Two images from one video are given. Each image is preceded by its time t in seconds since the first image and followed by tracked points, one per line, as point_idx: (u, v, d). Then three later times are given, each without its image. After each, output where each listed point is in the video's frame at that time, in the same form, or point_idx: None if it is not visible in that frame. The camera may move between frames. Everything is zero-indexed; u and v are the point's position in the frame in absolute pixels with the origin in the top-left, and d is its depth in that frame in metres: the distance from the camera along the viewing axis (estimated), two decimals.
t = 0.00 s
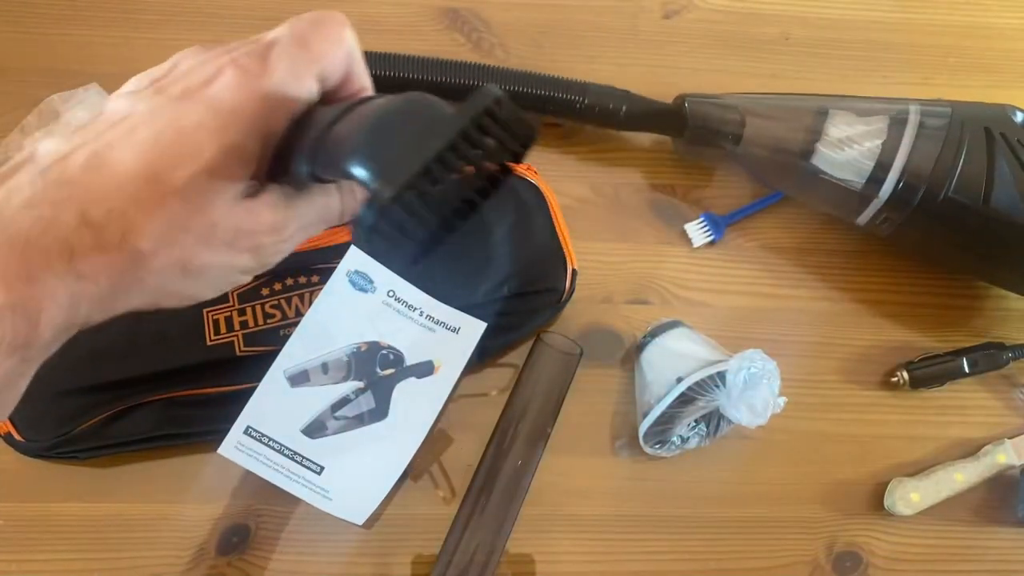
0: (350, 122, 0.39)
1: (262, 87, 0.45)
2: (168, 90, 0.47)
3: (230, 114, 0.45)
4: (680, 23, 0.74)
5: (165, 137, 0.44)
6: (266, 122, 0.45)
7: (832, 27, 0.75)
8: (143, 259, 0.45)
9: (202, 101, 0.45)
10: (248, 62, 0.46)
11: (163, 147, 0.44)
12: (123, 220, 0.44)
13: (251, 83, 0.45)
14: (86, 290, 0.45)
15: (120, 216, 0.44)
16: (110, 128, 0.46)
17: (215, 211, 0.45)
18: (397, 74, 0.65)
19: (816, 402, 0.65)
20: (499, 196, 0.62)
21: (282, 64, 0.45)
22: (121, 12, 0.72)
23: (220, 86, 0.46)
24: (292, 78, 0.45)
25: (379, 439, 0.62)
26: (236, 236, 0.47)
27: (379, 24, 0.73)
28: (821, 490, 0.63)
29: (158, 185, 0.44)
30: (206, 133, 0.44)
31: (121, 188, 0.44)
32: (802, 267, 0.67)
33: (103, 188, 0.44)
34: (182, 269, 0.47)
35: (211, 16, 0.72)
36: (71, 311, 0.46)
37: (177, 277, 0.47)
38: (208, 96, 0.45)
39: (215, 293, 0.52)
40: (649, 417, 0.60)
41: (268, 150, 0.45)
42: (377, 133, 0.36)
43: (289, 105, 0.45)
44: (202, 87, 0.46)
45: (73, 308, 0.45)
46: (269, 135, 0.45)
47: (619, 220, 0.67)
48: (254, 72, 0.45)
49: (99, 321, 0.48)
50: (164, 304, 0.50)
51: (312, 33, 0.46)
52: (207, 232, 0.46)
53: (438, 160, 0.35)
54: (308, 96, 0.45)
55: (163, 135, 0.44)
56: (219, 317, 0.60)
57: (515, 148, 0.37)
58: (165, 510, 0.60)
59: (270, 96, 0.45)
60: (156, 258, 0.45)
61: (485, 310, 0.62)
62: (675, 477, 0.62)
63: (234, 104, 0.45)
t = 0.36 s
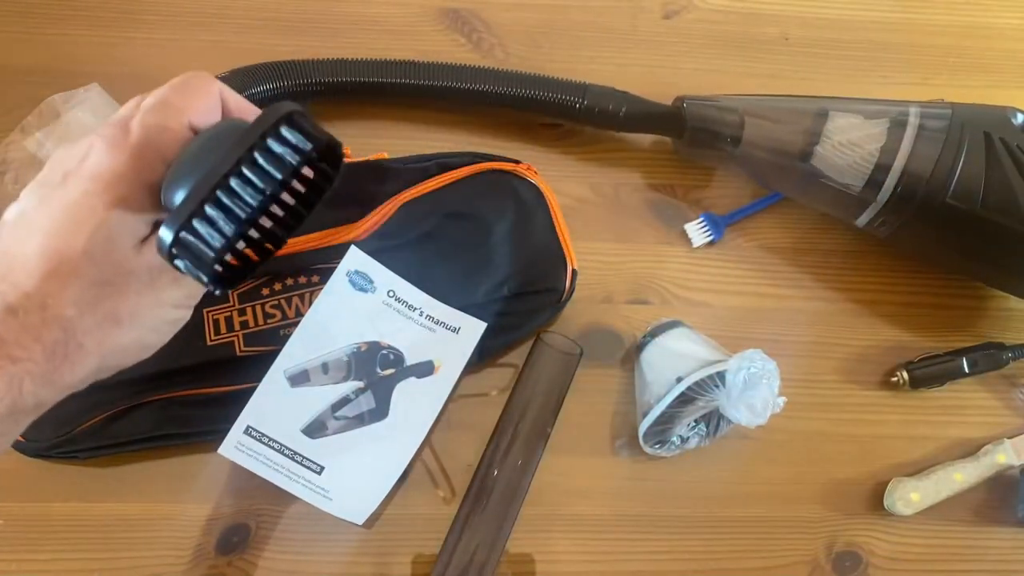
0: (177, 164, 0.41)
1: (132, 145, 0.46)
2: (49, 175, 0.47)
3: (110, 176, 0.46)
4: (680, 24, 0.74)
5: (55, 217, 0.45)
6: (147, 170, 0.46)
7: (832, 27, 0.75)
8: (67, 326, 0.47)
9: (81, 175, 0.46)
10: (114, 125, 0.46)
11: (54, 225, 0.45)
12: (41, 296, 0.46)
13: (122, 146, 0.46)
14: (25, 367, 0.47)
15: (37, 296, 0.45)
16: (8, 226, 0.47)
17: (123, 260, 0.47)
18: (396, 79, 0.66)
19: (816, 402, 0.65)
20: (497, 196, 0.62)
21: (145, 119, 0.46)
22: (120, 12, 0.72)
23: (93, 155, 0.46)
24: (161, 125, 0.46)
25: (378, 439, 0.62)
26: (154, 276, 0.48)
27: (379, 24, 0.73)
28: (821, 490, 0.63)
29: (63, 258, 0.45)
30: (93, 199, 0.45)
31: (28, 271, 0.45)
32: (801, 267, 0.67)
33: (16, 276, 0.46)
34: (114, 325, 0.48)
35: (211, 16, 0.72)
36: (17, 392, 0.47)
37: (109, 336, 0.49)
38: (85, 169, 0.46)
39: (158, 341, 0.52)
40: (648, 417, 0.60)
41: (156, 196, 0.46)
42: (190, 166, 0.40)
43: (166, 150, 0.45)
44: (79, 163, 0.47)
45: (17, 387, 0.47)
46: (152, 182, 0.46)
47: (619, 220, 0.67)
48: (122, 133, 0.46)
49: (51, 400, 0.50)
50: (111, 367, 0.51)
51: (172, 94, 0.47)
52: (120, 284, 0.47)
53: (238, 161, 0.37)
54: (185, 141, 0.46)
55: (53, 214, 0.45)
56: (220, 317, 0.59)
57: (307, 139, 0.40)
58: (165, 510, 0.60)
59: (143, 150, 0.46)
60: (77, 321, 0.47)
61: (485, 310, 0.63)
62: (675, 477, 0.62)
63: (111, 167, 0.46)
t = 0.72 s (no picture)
0: (271, 178, 0.42)
1: (212, 141, 0.45)
2: (124, 166, 0.46)
3: (192, 170, 0.44)
4: (680, 24, 0.74)
5: (136, 207, 0.44)
6: (228, 168, 0.45)
7: (831, 27, 0.75)
8: (149, 318, 0.45)
9: (158, 168, 0.45)
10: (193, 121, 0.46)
11: (136, 216, 0.44)
12: (121, 286, 0.44)
13: (202, 141, 0.45)
14: (105, 359, 0.44)
15: (119, 285, 0.44)
16: (82, 216, 0.45)
17: (206, 257, 0.45)
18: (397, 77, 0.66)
19: (816, 402, 0.65)
20: (496, 197, 0.62)
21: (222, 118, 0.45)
22: (120, 13, 0.72)
23: (172, 148, 0.45)
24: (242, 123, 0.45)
25: (378, 438, 0.62)
26: (233, 275, 0.47)
27: (379, 24, 0.73)
28: (821, 490, 0.63)
29: (146, 250, 0.44)
30: (176, 193, 0.44)
31: (108, 261, 0.43)
32: (801, 267, 0.67)
33: (95, 265, 0.43)
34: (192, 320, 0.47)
35: (211, 16, 0.72)
36: (94, 386, 0.45)
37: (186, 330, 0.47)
38: (163, 161, 0.45)
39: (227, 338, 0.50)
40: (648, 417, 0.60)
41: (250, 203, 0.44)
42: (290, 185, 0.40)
43: (246, 148, 0.45)
44: (156, 156, 0.46)
45: (96, 380, 0.44)
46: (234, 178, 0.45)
47: (619, 220, 0.67)
48: (202, 128, 0.45)
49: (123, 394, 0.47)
50: (180, 366, 0.49)
51: (245, 93, 0.46)
52: (200, 278, 0.46)
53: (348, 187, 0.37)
54: (262, 142, 0.45)
55: (133, 205, 0.44)
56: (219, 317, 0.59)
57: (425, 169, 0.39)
58: (165, 510, 0.60)
59: (224, 146, 0.45)
60: (159, 313, 0.45)
61: (485, 310, 0.63)
62: (676, 477, 0.62)
63: (192, 161, 0.45)
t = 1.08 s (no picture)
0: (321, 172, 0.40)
1: (192, 129, 0.45)
2: (113, 172, 0.46)
3: (180, 165, 0.45)
4: (680, 24, 0.74)
5: (134, 212, 0.44)
6: (216, 155, 0.46)
7: (832, 28, 0.75)
8: (167, 326, 0.44)
9: (147, 168, 0.45)
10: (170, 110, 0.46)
11: (136, 221, 0.44)
12: (135, 294, 0.43)
13: (182, 131, 0.45)
14: (128, 372, 0.44)
15: (130, 296, 0.43)
16: (83, 229, 0.45)
17: (220, 254, 0.44)
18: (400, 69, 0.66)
19: (816, 402, 0.65)
20: (496, 198, 0.63)
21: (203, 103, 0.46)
22: (120, 13, 0.72)
23: (156, 144, 0.45)
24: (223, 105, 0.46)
25: (378, 438, 0.62)
26: (253, 276, 0.45)
27: (379, 23, 0.73)
28: (821, 490, 0.63)
29: (154, 255, 0.44)
30: (170, 191, 0.44)
31: (114, 270, 0.43)
32: (801, 267, 0.67)
33: (104, 276, 0.43)
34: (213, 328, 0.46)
35: (211, 16, 0.72)
36: (121, 401, 0.44)
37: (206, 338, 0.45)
38: (146, 160, 0.45)
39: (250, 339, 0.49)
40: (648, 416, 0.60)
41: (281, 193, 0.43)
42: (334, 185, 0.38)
43: (231, 132, 0.46)
44: (138, 156, 0.46)
45: (122, 395, 0.44)
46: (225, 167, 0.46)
47: (619, 220, 0.67)
48: (181, 118, 0.46)
49: (154, 407, 0.46)
50: (208, 371, 0.48)
51: (224, 79, 0.47)
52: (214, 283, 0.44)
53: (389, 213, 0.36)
54: (245, 123, 0.46)
55: (130, 210, 0.44)
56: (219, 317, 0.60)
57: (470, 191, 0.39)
58: (163, 510, 0.59)
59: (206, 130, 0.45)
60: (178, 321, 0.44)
61: (485, 310, 0.62)
62: (676, 477, 0.62)
63: (177, 156, 0.45)
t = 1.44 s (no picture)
0: (366, 184, 0.36)
1: (197, 120, 0.44)
2: (116, 162, 0.45)
3: (183, 159, 0.43)
4: (680, 24, 0.74)
5: (139, 206, 0.43)
6: (218, 147, 0.44)
7: (833, 27, 0.75)
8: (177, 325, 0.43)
9: (149, 159, 0.44)
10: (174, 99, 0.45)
11: (141, 215, 0.43)
12: (143, 295, 0.43)
13: (186, 121, 0.44)
14: (138, 373, 0.44)
15: (137, 294, 0.43)
16: (90, 225, 0.45)
17: (229, 254, 0.43)
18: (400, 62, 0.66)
19: (816, 402, 0.65)
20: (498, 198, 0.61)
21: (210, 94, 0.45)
22: (120, 13, 0.72)
23: (158, 133, 0.44)
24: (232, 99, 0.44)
25: (378, 438, 0.62)
26: (268, 277, 0.44)
27: (379, 23, 0.73)
28: (821, 490, 0.63)
29: (162, 253, 0.43)
30: (173, 185, 0.43)
31: (120, 269, 0.43)
32: (801, 267, 0.67)
33: (110, 274, 0.43)
34: (225, 326, 0.45)
35: (211, 17, 0.72)
36: (133, 401, 0.44)
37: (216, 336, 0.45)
38: (147, 151, 0.44)
39: (265, 333, 0.49)
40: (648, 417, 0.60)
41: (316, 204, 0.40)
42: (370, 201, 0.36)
43: (237, 124, 0.45)
44: (142, 147, 0.44)
45: (133, 396, 0.44)
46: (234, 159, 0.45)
47: (619, 221, 0.67)
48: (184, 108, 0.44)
49: (168, 405, 0.47)
50: (224, 366, 0.48)
51: (234, 64, 0.45)
52: (224, 280, 0.43)
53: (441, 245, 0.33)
54: (253, 113, 0.45)
55: (134, 205, 0.43)
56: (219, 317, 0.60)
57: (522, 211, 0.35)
58: (163, 510, 0.59)
59: (213, 122, 0.44)
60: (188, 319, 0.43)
61: (485, 310, 0.63)
62: (676, 477, 0.62)
63: (181, 147, 0.44)
